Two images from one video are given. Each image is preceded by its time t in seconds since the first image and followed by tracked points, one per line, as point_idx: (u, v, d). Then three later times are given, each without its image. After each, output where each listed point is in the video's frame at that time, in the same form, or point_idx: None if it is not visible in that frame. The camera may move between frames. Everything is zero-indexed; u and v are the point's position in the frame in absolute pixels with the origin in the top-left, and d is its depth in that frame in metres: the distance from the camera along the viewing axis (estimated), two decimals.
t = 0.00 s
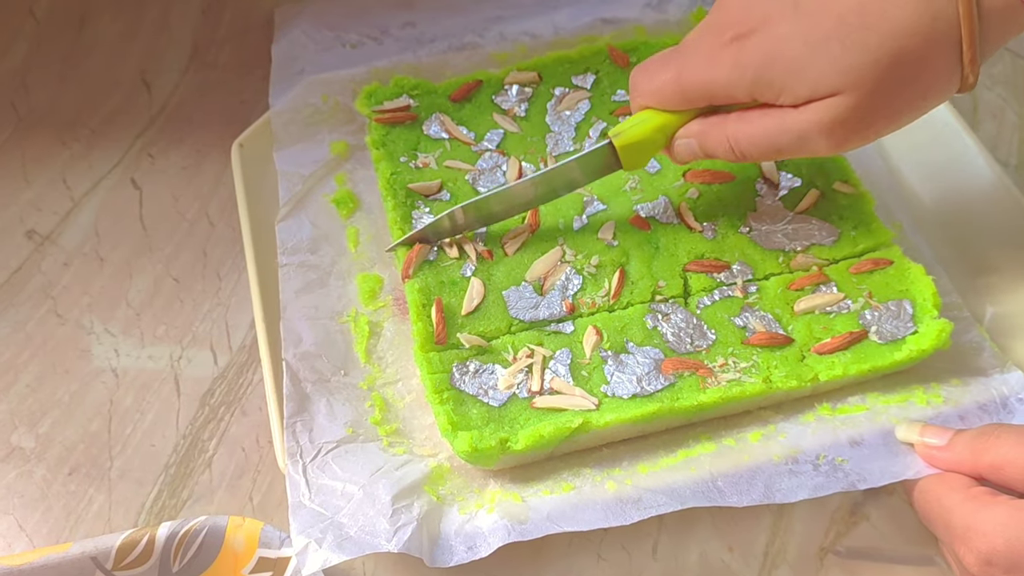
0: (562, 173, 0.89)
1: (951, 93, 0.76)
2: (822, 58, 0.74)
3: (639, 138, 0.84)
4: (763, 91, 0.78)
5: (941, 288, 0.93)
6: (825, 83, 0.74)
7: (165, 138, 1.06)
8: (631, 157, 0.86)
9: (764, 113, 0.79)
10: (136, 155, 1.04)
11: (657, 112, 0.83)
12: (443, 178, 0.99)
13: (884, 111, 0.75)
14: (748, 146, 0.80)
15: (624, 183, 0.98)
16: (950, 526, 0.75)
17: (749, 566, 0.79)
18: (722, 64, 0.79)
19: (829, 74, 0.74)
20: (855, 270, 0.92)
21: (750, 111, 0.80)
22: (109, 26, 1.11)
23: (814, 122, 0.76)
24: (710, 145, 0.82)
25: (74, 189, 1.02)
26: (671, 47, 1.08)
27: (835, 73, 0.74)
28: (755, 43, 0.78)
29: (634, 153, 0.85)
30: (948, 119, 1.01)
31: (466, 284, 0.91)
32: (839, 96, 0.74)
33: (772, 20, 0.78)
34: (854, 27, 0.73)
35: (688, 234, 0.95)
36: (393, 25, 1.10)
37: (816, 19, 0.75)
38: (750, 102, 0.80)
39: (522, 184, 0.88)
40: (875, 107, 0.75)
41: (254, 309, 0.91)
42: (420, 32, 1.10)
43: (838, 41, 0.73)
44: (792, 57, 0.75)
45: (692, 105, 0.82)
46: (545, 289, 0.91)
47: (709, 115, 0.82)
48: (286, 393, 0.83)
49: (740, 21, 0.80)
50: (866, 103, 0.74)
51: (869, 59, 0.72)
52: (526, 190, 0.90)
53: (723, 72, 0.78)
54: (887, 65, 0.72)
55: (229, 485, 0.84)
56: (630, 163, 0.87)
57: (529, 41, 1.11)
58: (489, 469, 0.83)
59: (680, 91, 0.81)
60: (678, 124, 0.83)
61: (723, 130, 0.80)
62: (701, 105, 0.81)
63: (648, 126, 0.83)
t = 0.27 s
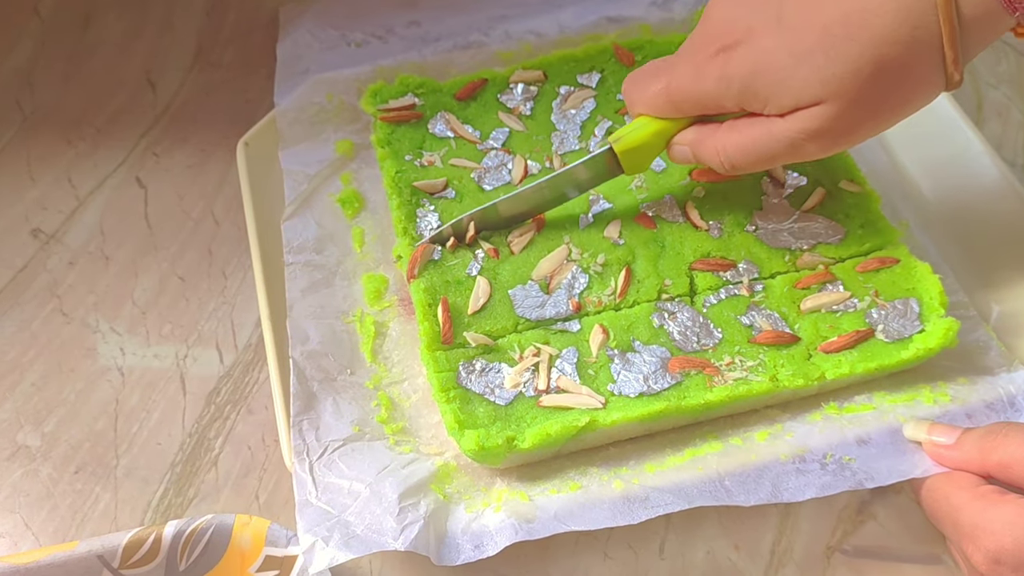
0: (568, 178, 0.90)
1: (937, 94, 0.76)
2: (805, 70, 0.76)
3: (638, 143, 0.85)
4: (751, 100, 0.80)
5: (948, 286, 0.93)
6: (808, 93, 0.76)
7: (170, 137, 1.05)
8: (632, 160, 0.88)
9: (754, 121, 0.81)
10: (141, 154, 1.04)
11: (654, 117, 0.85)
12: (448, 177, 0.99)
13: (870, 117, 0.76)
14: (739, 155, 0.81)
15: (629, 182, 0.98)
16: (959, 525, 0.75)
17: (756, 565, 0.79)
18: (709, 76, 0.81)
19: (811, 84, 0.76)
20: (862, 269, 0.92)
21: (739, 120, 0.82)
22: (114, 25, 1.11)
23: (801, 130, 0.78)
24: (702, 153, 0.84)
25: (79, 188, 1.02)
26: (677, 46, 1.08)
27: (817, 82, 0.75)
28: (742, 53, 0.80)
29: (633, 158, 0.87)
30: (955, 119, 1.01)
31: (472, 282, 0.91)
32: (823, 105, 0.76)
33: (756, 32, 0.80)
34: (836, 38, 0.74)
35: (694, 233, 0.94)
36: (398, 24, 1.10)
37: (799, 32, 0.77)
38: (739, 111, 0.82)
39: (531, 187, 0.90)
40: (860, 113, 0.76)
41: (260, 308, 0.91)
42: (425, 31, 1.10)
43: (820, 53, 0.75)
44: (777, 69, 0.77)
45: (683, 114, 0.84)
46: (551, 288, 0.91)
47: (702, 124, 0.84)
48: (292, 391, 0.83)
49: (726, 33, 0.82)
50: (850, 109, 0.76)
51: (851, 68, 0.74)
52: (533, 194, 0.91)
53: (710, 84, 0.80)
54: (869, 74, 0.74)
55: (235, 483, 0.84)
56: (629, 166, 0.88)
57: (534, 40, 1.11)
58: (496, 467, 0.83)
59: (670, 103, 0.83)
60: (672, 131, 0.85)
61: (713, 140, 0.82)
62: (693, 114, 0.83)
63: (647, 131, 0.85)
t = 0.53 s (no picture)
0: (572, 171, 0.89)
1: (958, 68, 0.70)
2: (814, 46, 0.69)
3: (643, 130, 0.83)
4: (758, 78, 0.74)
5: (952, 285, 0.93)
6: (818, 71, 0.70)
7: (173, 135, 1.05)
8: (637, 149, 0.85)
9: (763, 101, 0.75)
10: (144, 152, 1.04)
11: (662, 102, 0.81)
12: (452, 175, 0.99)
13: (883, 95, 0.71)
14: (746, 140, 0.76)
15: (633, 180, 0.98)
16: (964, 525, 0.75)
17: (761, 563, 0.79)
18: (714, 53, 0.75)
19: (820, 60, 0.69)
20: (866, 268, 0.91)
21: (748, 100, 0.77)
22: (117, 23, 1.11)
23: (809, 111, 0.72)
24: (709, 137, 0.79)
25: (82, 186, 1.02)
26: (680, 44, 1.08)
27: (827, 59, 0.69)
28: (749, 27, 0.73)
29: (639, 145, 0.85)
30: (957, 115, 1.00)
31: (476, 281, 0.91)
32: (832, 83, 0.70)
33: (766, 4, 0.72)
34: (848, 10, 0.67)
35: (698, 231, 0.94)
36: (402, 22, 1.10)
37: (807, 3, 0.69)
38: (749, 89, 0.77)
39: (534, 183, 0.89)
40: (873, 92, 0.70)
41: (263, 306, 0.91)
42: (429, 29, 1.10)
43: (831, 25, 0.68)
44: (782, 45, 0.70)
45: (689, 95, 0.79)
46: (556, 286, 0.91)
47: (711, 104, 0.80)
48: (296, 390, 0.83)
49: (734, 6, 0.75)
50: (862, 88, 0.69)
51: (863, 43, 0.67)
52: (537, 189, 0.91)
53: (716, 62, 0.75)
54: (881, 50, 0.67)
55: (239, 482, 0.84)
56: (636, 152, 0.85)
57: (537, 39, 1.11)
58: (501, 466, 0.83)
59: (676, 83, 0.78)
60: (679, 115, 0.81)
61: (719, 124, 0.78)
62: (700, 95, 0.78)
63: (653, 118, 0.82)
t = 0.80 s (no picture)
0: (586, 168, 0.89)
1: (961, 61, 0.68)
2: (811, 42, 0.67)
3: (648, 128, 0.82)
4: (757, 75, 0.73)
5: (956, 286, 0.93)
6: (817, 67, 0.68)
7: (177, 136, 1.05)
8: (643, 148, 0.85)
9: (763, 98, 0.75)
10: (148, 153, 1.04)
11: (665, 100, 0.80)
12: (456, 176, 0.99)
13: (885, 89, 0.69)
14: (747, 138, 0.76)
15: (637, 181, 0.98)
16: (970, 526, 0.75)
17: (765, 564, 0.79)
18: (713, 51, 0.74)
19: (820, 56, 0.68)
20: (870, 269, 0.92)
21: (749, 98, 0.76)
22: (121, 24, 1.11)
23: (810, 108, 0.71)
24: (711, 136, 0.79)
25: (86, 187, 1.02)
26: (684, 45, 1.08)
27: (825, 55, 0.67)
28: (747, 24, 0.72)
29: (644, 143, 0.84)
30: (960, 115, 1.00)
31: (480, 282, 0.91)
32: (831, 79, 0.69)
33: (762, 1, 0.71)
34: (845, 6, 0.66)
35: (702, 232, 0.94)
36: (405, 23, 1.10)
37: None
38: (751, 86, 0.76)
39: (541, 182, 0.90)
40: (873, 88, 0.69)
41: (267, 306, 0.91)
42: (432, 30, 1.10)
43: (828, 21, 0.66)
44: (779, 42, 0.69)
45: (691, 93, 0.78)
46: (560, 287, 0.91)
47: (714, 102, 0.79)
48: (300, 391, 0.83)
49: (732, 3, 0.73)
50: (861, 84, 0.68)
51: (859, 38, 0.65)
52: (544, 189, 0.91)
53: (715, 60, 0.74)
54: (879, 45, 0.66)
55: (243, 483, 0.84)
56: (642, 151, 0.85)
57: (541, 40, 1.11)
58: (506, 467, 0.83)
59: (677, 82, 0.78)
60: (682, 113, 0.81)
61: (721, 123, 0.77)
62: (701, 92, 0.78)
63: (658, 116, 0.81)
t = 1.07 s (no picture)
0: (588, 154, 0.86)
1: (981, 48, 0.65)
2: (824, 29, 0.64)
3: (660, 119, 0.79)
4: (771, 63, 0.70)
5: (953, 287, 0.94)
6: (832, 55, 0.65)
7: (175, 136, 1.06)
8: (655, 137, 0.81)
9: (777, 86, 0.72)
10: (146, 153, 1.04)
11: (679, 89, 0.77)
12: (453, 176, 0.99)
13: (900, 77, 0.66)
14: (760, 128, 0.73)
15: (634, 181, 0.98)
16: (964, 525, 0.75)
17: (761, 564, 0.79)
18: (724, 40, 0.71)
19: (833, 41, 0.64)
20: (867, 268, 0.92)
21: (762, 86, 0.73)
22: (119, 24, 1.11)
23: (823, 96, 0.68)
24: (723, 126, 0.76)
25: (84, 187, 1.02)
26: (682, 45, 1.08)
27: (839, 40, 0.64)
28: (760, 8, 0.68)
29: (660, 134, 0.81)
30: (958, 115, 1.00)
31: (477, 282, 0.91)
32: (846, 64, 0.66)
33: None
34: None
35: (699, 232, 0.94)
36: (404, 23, 1.10)
37: None
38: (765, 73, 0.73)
39: (541, 183, 0.89)
40: (889, 72, 0.65)
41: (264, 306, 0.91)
42: (431, 30, 1.10)
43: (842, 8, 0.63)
44: (792, 30, 0.66)
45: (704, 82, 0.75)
46: (557, 287, 0.91)
47: (726, 92, 0.76)
48: (297, 391, 0.83)
49: None
50: (878, 70, 0.65)
51: (875, 25, 0.63)
52: (545, 189, 0.91)
53: (726, 50, 0.71)
54: (896, 29, 0.63)
55: (240, 482, 0.84)
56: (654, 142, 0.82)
57: (539, 40, 1.11)
58: (502, 466, 0.83)
59: (688, 72, 0.75)
60: (695, 103, 0.78)
61: (733, 114, 0.74)
62: (713, 80, 0.75)
63: (672, 104, 0.78)
